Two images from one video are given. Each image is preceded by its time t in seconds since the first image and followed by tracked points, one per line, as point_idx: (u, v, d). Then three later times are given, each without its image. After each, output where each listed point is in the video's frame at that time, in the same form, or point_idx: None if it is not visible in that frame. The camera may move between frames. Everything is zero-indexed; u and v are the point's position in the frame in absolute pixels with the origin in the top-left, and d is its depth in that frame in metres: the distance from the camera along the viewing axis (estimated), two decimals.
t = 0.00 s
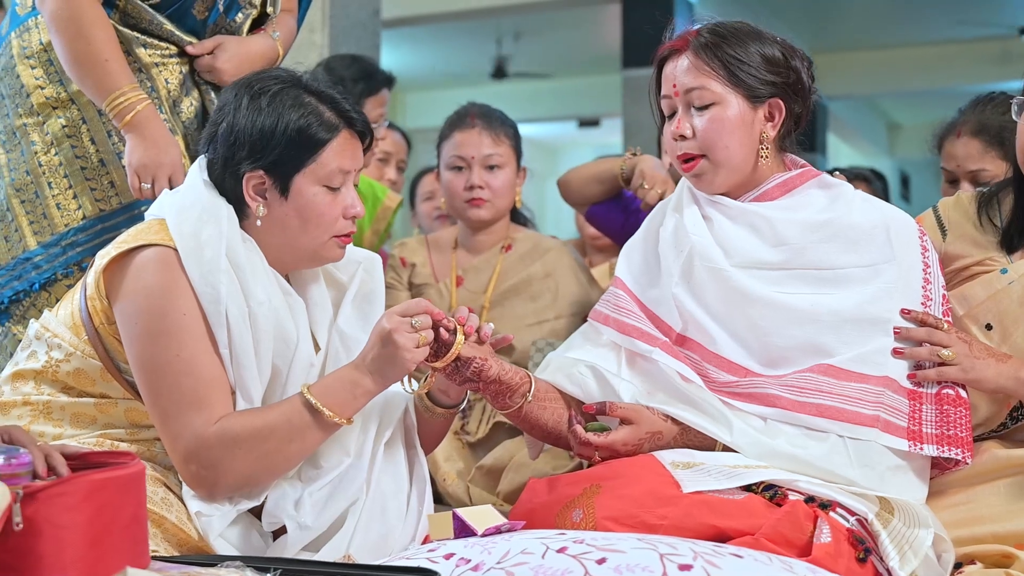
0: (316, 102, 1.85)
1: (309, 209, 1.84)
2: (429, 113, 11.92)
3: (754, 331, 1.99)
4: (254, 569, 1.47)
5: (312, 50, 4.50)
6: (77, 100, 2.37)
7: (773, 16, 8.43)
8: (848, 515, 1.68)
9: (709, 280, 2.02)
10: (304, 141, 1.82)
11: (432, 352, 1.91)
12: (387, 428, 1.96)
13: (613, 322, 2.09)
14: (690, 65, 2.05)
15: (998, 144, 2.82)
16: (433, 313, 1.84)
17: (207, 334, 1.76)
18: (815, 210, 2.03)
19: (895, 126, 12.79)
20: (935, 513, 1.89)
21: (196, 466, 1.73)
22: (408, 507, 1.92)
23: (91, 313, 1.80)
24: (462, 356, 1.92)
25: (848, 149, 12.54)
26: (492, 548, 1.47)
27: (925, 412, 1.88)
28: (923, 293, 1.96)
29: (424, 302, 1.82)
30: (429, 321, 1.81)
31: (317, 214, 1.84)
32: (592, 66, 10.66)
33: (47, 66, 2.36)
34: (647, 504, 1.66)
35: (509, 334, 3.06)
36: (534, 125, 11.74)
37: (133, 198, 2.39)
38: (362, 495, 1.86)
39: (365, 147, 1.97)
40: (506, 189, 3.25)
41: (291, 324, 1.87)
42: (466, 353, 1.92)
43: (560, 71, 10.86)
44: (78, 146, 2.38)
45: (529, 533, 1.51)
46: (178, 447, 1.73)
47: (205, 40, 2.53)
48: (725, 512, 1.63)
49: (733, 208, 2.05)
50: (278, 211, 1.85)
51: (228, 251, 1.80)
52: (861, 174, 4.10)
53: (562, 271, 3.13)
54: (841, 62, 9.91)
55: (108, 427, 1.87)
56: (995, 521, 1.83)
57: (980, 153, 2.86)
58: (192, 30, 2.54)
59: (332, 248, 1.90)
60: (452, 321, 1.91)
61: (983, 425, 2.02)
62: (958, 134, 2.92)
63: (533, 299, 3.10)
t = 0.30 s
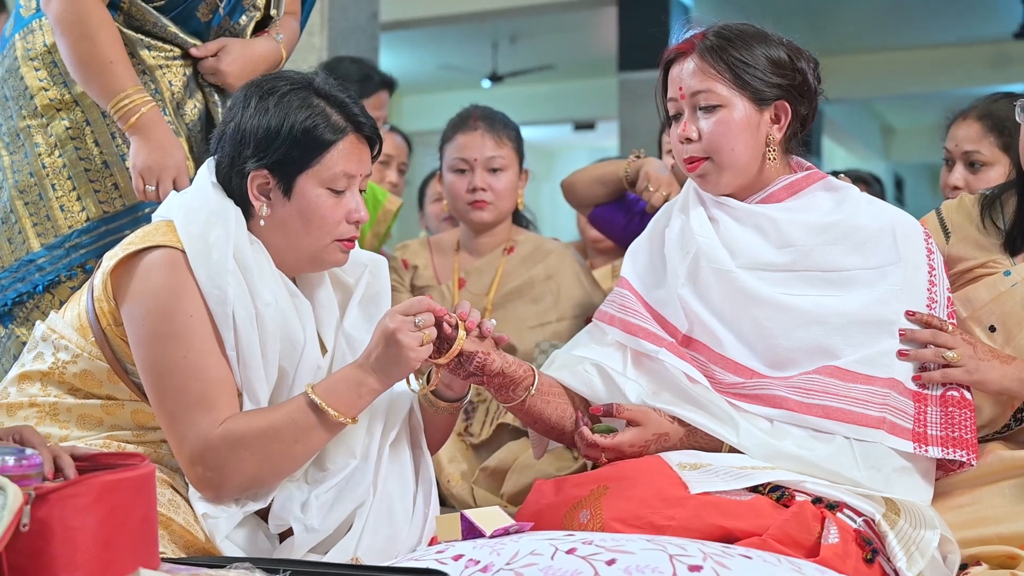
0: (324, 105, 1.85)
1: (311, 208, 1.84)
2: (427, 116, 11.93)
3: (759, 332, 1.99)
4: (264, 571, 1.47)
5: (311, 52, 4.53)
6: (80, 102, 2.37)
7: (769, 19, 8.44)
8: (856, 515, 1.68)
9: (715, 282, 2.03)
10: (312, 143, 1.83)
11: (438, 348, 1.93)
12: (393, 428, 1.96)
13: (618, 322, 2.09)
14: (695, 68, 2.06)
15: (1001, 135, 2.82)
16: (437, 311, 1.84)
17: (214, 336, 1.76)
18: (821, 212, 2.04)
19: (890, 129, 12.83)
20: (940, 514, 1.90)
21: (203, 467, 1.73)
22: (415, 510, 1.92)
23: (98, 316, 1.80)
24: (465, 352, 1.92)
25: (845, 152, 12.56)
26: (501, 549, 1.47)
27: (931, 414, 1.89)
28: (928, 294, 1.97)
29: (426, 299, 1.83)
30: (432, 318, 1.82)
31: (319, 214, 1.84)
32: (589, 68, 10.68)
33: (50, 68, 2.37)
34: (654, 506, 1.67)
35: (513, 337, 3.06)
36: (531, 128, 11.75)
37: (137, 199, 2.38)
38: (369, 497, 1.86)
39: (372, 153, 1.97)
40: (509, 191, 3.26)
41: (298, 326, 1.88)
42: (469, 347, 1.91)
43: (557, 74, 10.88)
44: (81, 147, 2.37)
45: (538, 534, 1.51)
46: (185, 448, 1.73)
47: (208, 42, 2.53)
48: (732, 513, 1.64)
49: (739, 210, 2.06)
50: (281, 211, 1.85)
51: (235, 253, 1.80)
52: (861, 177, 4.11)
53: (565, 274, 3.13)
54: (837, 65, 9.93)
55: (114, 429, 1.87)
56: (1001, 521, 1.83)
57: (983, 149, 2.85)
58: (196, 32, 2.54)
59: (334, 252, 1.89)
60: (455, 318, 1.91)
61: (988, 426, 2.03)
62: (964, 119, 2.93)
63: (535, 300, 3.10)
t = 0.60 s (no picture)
0: (329, 108, 1.86)
1: (315, 211, 1.84)
2: (425, 117, 11.93)
3: (762, 334, 2.00)
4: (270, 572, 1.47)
5: (310, 54, 4.60)
6: (83, 104, 2.37)
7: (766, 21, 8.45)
8: (860, 516, 1.70)
9: (718, 283, 2.03)
10: (316, 146, 1.83)
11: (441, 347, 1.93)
12: (397, 429, 1.97)
13: (621, 323, 2.09)
14: (700, 70, 2.06)
15: (1009, 132, 2.81)
16: (438, 310, 1.83)
17: (218, 338, 1.76)
18: (824, 214, 2.05)
19: (886, 131, 12.84)
20: (944, 515, 1.90)
21: (208, 469, 1.73)
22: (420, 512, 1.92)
23: (103, 318, 1.80)
24: (467, 351, 1.92)
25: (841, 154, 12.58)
26: (507, 550, 1.47)
27: (933, 416, 1.89)
28: (930, 296, 1.98)
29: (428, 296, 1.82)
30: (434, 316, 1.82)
31: (322, 217, 1.84)
32: (587, 70, 10.68)
33: (53, 70, 2.37)
34: (660, 507, 1.67)
35: (514, 339, 3.06)
36: (529, 129, 11.75)
37: (139, 201, 2.38)
38: (374, 499, 1.86)
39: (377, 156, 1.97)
40: (510, 193, 3.26)
41: (303, 328, 1.88)
42: (470, 347, 1.92)
43: (554, 75, 10.88)
44: (84, 149, 2.37)
45: (544, 535, 1.52)
46: (189, 450, 1.73)
47: (210, 44, 2.52)
48: (737, 514, 1.64)
49: (742, 211, 2.06)
50: (285, 213, 1.86)
51: (240, 255, 1.80)
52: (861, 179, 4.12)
53: (566, 275, 3.13)
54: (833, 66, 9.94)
55: (119, 431, 1.87)
56: (1004, 522, 1.84)
57: (989, 146, 2.84)
58: (198, 34, 2.54)
59: (338, 255, 1.89)
60: (456, 317, 1.91)
61: (990, 427, 2.04)
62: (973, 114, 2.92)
63: (536, 302, 3.11)
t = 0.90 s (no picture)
0: (334, 111, 1.86)
1: (319, 214, 1.84)
2: (423, 120, 11.93)
3: (765, 334, 2.00)
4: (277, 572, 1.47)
5: (308, 56, 4.60)
6: (86, 105, 2.37)
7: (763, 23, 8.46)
8: (864, 516, 1.71)
9: (719, 284, 2.03)
10: (321, 149, 1.83)
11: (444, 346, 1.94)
12: (400, 429, 1.97)
13: (623, 325, 2.10)
14: (704, 70, 2.07)
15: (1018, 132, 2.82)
16: (439, 310, 1.84)
17: (222, 340, 1.76)
18: (825, 215, 2.06)
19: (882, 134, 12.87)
20: (946, 515, 1.91)
21: (211, 471, 1.73)
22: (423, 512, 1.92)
23: (106, 319, 1.81)
24: (467, 350, 1.93)
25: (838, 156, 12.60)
26: (513, 550, 1.48)
27: (935, 416, 1.90)
28: (932, 297, 1.99)
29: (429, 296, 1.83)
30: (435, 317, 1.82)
31: (326, 220, 1.85)
32: (584, 72, 10.69)
33: (55, 71, 2.36)
34: (663, 507, 1.68)
35: (514, 341, 3.06)
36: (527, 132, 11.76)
37: (141, 202, 2.39)
38: (378, 500, 1.87)
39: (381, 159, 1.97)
40: (511, 195, 3.27)
41: (306, 330, 1.88)
42: (471, 347, 1.93)
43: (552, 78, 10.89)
44: (86, 151, 2.37)
45: (549, 535, 1.52)
46: (193, 452, 1.73)
47: (213, 46, 2.48)
48: (741, 514, 1.65)
49: (742, 213, 2.07)
50: (289, 215, 1.86)
51: (243, 257, 1.80)
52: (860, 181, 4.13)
53: (567, 277, 3.13)
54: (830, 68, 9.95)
55: (123, 433, 1.87)
56: (1006, 522, 1.85)
57: (998, 146, 2.85)
58: (199, 35, 2.48)
59: (340, 258, 1.89)
60: (456, 316, 1.92)
61: (992, 428, 2.05)
62: (983, 115, 2.92)
63: (537, 304, 3.11)
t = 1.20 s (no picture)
0: (339, 114, 1.87)
1: (323, 217, 1.85)
2: (422, 122, 11.94)
3: (769, 334, 2.01)
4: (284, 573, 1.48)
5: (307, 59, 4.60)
6: (89, 107, 2.34)
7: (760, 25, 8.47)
8: (869, 516, 1.72)
9: (722, 285, 2.04)
10: (326, 151, 1.84)
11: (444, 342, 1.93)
12: (403, 430, 1.97)
13: (626, 326, 2.11)
14: (710, 70, 2.08)
15: None
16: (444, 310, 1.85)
17: (226, 342, 1.77)
18: (826, 216, 2.06)
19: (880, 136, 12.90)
20: (950, 515, 1.92)
21: (217, 472, 1.73)
22: (429, 513, 1.93)
23: (111, 322, 1.81)
24: (469, 345, 1.93)
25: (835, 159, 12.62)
26: (519, 550, 1.48)
27: (937, 415, 1.91)
28: (934, 297, 2.00)
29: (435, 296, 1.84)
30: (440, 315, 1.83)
31: (330, 223, 1.85)
32: (583, 74, 10.69)
33: (59, 74, 2.35)
34: (668, 507, 1.71)
35: (516, 342, 3.07)
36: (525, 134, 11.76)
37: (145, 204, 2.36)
38: (384, 500, 1.87)
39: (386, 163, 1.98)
40: (512, 197, 3.28)
41: (312, 332, 1.88)
42: (471, 343, 1.92)
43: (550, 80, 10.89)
44: (89, 153, 2.35)
45: (555, 535, 1.53)
46: (198, 454, 1.73)
47: (216, 48, 2.46)
48: (746, 514, 1.67)
49: (743, 214, 2.07)
50: (293, 218, 1.86)
51: (248, 260, 1.81)
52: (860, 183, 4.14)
53: (568, 279, 3.14)
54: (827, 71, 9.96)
55: (128, 434, 1.87)
56: (1010, 522, 1.86)
57: (1005, 147, 2.87)
58: (203, 37, 2.46)
59: (345, 261, 1.90)
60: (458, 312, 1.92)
61: (994, 428, 2.07)
62: (990, 116, 2.94)
63: (539, 306, 3.11)
